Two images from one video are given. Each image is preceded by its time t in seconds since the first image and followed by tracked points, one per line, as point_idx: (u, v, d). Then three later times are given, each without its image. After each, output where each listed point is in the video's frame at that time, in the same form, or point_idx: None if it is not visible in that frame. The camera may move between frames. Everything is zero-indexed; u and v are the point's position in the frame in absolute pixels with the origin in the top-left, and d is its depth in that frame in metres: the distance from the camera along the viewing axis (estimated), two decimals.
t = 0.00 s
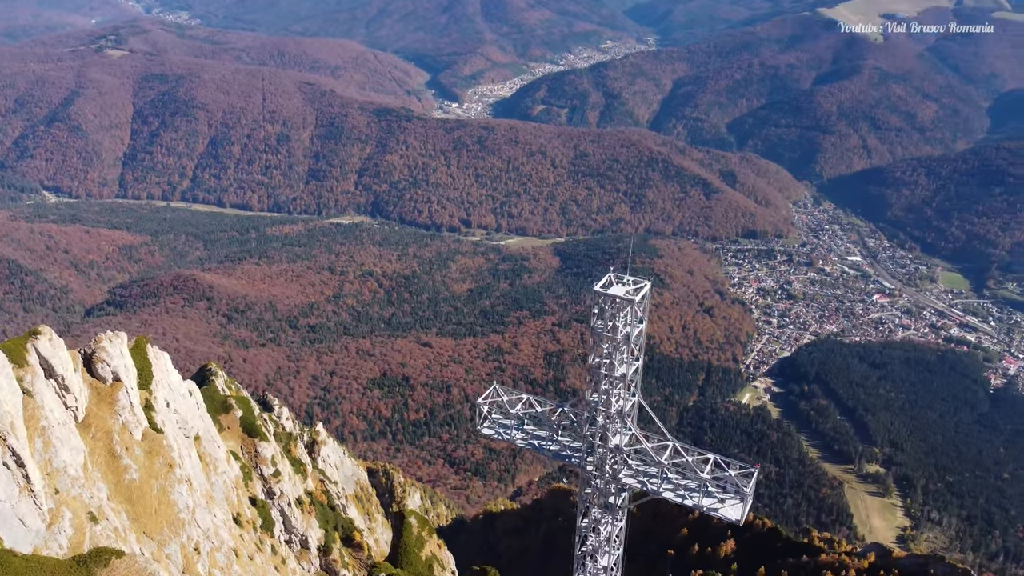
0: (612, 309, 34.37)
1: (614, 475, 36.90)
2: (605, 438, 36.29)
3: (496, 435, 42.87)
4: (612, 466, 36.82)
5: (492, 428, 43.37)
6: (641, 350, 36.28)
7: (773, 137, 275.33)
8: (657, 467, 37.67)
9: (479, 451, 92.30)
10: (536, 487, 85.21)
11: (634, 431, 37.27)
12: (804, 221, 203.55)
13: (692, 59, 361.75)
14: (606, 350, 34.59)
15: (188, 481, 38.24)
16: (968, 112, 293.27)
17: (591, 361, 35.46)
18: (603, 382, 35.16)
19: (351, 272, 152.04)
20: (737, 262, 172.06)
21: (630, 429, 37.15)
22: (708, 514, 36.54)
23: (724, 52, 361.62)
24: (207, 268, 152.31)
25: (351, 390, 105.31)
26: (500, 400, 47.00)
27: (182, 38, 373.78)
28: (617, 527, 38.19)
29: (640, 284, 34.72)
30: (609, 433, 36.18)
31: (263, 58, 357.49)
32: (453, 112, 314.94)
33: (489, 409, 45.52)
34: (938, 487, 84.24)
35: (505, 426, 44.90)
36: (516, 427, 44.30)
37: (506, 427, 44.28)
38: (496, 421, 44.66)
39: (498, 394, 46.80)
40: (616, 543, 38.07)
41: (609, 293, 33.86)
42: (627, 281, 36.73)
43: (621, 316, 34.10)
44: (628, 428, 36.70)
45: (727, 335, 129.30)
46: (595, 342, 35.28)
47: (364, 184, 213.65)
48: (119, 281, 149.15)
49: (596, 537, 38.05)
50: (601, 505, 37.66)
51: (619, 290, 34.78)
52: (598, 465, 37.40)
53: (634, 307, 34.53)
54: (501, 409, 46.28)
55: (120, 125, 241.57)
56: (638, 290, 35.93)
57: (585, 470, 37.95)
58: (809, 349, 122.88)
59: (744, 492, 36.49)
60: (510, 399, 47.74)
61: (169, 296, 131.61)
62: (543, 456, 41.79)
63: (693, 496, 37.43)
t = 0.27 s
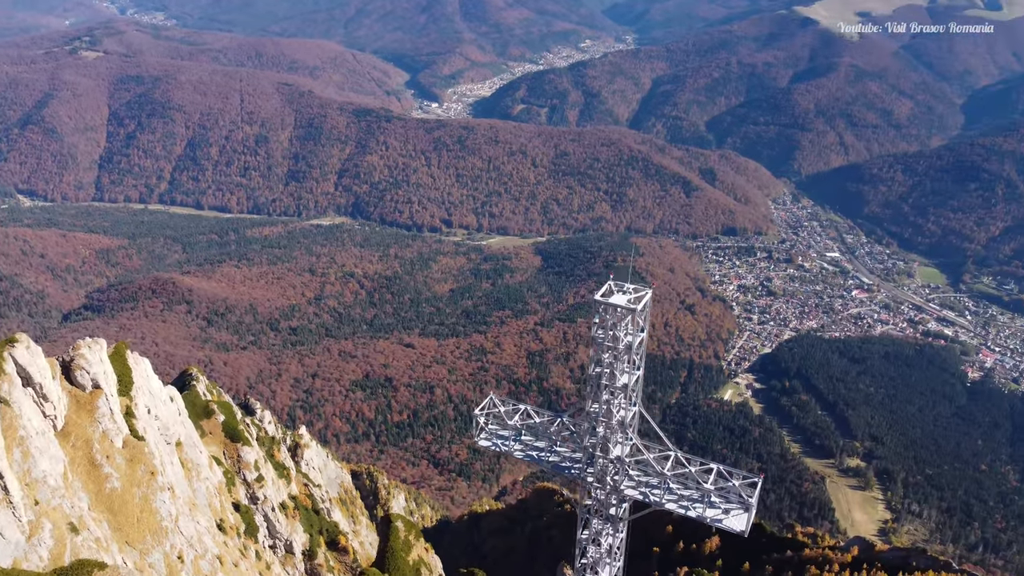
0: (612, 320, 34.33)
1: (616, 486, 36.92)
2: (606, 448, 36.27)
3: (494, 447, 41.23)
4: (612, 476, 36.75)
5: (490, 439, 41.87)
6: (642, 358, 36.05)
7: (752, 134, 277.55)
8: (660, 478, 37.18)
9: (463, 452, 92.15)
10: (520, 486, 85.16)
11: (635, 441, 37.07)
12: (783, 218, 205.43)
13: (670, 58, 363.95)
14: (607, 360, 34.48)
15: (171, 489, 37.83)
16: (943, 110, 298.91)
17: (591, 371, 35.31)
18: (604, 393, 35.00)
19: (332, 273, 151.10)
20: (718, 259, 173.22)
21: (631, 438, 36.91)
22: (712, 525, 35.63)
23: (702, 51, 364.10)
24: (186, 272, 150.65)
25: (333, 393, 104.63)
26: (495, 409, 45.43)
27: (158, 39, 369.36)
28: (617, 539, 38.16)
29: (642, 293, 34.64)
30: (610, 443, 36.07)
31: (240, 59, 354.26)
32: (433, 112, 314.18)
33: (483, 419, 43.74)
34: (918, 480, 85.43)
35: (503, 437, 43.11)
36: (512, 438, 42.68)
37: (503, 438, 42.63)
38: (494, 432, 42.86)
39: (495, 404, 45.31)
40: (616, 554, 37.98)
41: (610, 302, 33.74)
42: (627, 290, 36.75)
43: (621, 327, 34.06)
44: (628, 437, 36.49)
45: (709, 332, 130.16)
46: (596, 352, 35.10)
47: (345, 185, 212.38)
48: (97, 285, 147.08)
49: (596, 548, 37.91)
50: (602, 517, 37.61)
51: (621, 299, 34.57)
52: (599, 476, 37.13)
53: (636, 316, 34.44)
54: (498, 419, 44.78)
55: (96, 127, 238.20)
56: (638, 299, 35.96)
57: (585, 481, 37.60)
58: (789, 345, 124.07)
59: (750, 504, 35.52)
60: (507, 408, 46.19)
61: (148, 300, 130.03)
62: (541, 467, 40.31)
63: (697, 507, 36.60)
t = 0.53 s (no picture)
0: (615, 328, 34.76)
1: (619, 497, 38.12)
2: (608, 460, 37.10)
3: (494, 459, 43.18)
4: (614, 487, 37.83)
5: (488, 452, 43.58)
6: (642, 367, 36.66)
7: (731, 132, 279.46)
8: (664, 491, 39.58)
9: (448, 453, 91.98)
10: (506, 486, 85.07)
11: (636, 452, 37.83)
12: (763, 215, 207.13)
13: (649, 57, 365.75)
14: (610, 371, 35.01)
15: (153, 496, 37.38)
16: (919, 106, 303.30)
17: (594, 382, 35.82)
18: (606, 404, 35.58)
19: (313, 275, 150.11)
20: (699, 257, 174.24)
21: (632, 448, 37.59)
22: (718, 536, 38.42)
23: (680, 50, 366.15)
24: (165, 275, 148.88)
25: (316, 395, 103.92)
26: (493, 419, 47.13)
27: (134, 40, 364.65)
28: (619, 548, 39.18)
29: (642, 301, 35.09)
30: (613, 454, 36.88)
31: (218, 60, 350.76)
32: (413, 112, 312.92)
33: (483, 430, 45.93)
34: (898, 473, 86.52)
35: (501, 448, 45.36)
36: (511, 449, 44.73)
37: (502, 449, 44.88)
38: (492, 444, 45.06)
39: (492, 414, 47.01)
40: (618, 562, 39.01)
41: (613, 311, 34.12)
42: (627, 295, 37.07)
43: (625, 337, 34.52)
44: (629, 446, 37.22)
45: (691, 329, 130.95)
46: (598, 362, 35.65)
47: (325, 186, 210.93)
48: (74, 290, 144.88)
49: (598, 558, 38.79)
50: (605, 528, 38.57)
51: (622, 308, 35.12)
52: (601, 487, 38.27)
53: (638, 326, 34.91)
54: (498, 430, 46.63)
55: (71, 130, 234.58)
56: (639, 307, 36.38)
57: (587, 492, 38.70)
58: (770, 341, 125.13)
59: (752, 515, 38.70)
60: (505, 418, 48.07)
61: (126, 304, 128.33)
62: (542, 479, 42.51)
63: (700, 518, 39.24)
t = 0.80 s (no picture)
0: (617, 337, 35.08)
1: (622, 508, 37.48)
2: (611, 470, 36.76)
3: (493, 471, 39.90)
4: (616, 498, 37.34)
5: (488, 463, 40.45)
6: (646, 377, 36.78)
7: (710, 130, 281.15)
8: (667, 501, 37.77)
9: (433, 454, 91.70)
10: (491, 486, 84.91)
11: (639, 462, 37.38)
12: (743, 212, 208.58)
13: (629, 56, 367.22)
14: (613, 380, 35.06)
15: (136, 504, 36.93)
16: (895, 103, 307.24)
17: (597, 392, 35.79)
18: (609, 414, 35.59)
19: (294, 276, 149.03)
20: (680, 254, 175.15)
21: (635, 459, 37.18)
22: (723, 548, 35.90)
23: (660, 48, 368.04)
24: (145, 278, 147.12)
25: (299, 398, 103.14)
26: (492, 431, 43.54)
27: (109, 40, 360.00)
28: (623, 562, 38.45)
29: (646, 310, 35.30)
30: (615, 464, 36.52)
31: (196, 61, 347.45)
32: (393, 112, 311.75)
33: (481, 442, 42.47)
34: (880, 467, 87.42)
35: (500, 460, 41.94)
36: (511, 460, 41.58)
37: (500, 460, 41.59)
38: (492, 456, 41.81)
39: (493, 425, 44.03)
40: None
41: (616, 320, 34.30)
42: (629, 305, 37.39)
43: (627, 346, 34.69)
44: (633, 457, 36.94)
45: (673, 326, 131.60)
46: (601, 371, 35.59)
47: (305, 187, 209.49)
48: (51, 294, 142.75)
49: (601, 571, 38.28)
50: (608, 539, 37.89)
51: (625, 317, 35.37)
52: (603, 499, 37.80)
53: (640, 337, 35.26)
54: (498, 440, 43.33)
55: (46, 132, 231.07)
56: (643, 314, 36.33)
57: (589, 504, 37.75)
58: (752, 338, 126.08)
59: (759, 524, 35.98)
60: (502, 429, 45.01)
61: (105, 308, 126.66)
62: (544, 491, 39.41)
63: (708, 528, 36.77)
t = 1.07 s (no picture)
0: (623, 347, 36.19)
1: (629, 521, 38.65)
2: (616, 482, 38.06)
3: (493, 485, 42.06)
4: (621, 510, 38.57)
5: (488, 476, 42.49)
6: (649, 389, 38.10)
7: (688, 128, 282.66)
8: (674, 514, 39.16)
9: (415, 454, 91.41)
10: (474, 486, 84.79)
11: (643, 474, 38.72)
12: (722, 209, 210.15)
13: (607, 55, 368.58)
14: (618, 391, 36.41)
15: (116, 513, 36.36)
16: (870, 100, 311.32)
17: (603, 403, 37.16)
18: (613, 426, 37.20)
19: (274, 278, 147.69)
20: (660, 252, 176.01)
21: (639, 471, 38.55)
22: (733, 559, 37.11)
23: (637, 47, 369.57)
24: (121, 282, 145.04)
25: (280, 400, 102.31)
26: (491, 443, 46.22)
27: (82, 42, 354.45)
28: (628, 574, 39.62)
29: (650, 317, 36.53)
30: (620, 475, 37.91)
31: (170, 62, 343.12)
32: (371, 113, 309.88)
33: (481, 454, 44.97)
34: (859, 460, 88.49)
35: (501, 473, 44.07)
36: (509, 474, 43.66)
37: (500, 473, 43.64)
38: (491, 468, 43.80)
39: (491, 437, 46.35)
40: None
41: (620, 330, 35.48)
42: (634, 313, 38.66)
43: (633, 355, 35.85)
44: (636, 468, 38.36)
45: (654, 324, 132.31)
46: (607, 383, 37.02)
47: (284, 189, 207.62)
48: (25, 300, 140.25)
49: None
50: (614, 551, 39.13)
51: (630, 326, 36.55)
52: (608, 512, 38.93)
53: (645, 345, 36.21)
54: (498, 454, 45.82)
55: (18, 135, 226.87)
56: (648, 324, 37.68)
57: (594, 518, 39.02)
58: (732, 333, 127.10)
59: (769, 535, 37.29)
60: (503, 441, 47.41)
61: (81, 313, 124.74)
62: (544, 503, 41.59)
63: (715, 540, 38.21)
